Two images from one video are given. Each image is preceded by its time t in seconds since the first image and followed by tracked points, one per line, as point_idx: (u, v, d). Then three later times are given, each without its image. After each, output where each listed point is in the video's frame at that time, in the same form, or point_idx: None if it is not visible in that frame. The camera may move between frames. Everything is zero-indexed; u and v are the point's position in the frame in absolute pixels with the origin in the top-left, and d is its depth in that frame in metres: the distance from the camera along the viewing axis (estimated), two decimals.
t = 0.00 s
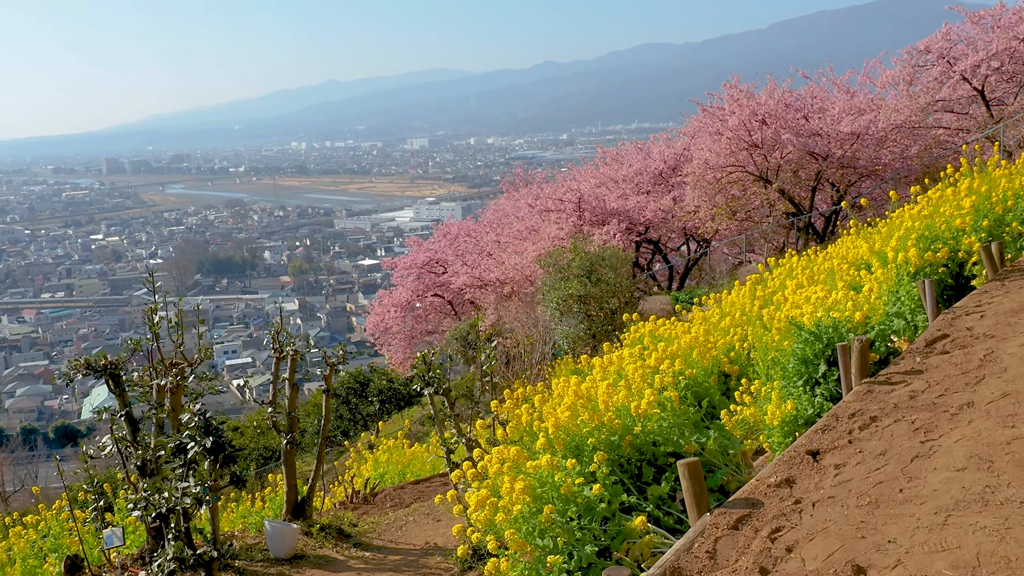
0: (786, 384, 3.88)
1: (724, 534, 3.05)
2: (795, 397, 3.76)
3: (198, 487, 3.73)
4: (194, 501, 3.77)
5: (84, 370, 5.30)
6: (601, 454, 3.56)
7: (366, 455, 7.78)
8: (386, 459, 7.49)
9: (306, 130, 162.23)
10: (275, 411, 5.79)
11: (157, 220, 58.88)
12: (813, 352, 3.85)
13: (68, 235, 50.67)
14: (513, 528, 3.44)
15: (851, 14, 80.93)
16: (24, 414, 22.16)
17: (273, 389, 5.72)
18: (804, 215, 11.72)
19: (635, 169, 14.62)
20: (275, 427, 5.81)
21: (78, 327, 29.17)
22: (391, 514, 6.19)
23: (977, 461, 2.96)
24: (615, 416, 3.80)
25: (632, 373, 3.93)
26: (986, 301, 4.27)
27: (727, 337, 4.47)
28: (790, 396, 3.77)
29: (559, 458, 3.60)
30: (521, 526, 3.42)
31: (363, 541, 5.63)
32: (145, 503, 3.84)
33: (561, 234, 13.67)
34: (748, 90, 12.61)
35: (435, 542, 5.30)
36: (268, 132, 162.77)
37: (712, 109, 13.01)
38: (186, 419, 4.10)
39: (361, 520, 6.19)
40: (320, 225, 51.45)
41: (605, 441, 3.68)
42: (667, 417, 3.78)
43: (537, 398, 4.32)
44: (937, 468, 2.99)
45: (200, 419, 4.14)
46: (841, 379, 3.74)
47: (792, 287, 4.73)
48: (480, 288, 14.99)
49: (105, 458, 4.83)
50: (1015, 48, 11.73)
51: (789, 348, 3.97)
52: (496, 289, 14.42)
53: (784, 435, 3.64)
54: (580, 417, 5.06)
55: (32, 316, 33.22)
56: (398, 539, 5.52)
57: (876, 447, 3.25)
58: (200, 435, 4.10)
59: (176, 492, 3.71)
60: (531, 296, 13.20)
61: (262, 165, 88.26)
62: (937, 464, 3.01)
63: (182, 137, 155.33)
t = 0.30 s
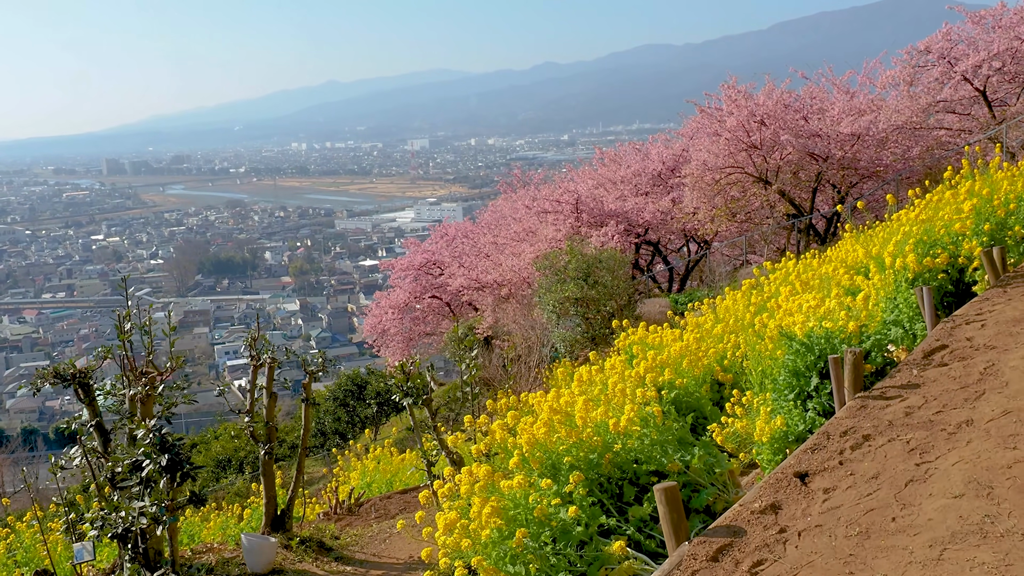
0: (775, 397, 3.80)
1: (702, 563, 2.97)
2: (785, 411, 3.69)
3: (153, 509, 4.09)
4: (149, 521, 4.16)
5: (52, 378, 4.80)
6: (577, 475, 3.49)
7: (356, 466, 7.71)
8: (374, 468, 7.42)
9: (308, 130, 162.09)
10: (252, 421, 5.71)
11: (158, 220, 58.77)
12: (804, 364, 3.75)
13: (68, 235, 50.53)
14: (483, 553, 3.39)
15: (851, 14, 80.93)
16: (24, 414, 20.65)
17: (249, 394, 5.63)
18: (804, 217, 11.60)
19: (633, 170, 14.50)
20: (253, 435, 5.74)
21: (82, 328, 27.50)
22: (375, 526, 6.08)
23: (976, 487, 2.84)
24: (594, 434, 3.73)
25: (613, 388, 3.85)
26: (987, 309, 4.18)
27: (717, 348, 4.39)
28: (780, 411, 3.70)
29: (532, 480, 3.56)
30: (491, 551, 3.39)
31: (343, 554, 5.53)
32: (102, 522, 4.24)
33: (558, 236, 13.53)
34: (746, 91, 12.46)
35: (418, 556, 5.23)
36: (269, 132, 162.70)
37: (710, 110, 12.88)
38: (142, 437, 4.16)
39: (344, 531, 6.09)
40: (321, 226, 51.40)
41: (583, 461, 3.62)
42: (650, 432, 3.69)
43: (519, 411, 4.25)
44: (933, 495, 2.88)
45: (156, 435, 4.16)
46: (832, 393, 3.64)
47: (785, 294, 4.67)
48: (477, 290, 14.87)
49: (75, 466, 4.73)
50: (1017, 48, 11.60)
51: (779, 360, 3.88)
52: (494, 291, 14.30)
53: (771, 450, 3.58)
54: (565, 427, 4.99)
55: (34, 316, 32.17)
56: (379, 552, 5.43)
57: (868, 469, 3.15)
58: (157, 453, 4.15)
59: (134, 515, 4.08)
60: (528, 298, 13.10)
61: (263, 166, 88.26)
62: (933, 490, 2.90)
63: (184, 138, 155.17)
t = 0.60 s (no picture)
0: (769, 412, 3.69)
1: None
2: (780, 428, 3.59)
3: (111, 529, 4.27)
4: (107, 542, 4.33)
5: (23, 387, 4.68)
6: (557, 496, 3.38)
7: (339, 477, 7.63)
8: (360, 479, 7.33)
9: (310, 130, 162.02)
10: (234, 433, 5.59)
11: (159, 220, 58.69)
12: (799, 377, 3.66)
13: (70, 235, 50.43)
14: None
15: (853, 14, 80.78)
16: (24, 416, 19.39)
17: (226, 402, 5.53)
18: (805, 219, 11.50)
19: (633, 171, 14.39)
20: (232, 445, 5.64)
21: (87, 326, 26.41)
22: (360, 538, 5.97)
23: (981, 516, 2.73)
24: (579, 452, 3.61)
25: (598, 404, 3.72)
26: (992, 318, 4.11)
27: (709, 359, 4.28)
28: (773, 428, 3.59)
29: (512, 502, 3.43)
30: None
31: (325, 569, 5.42)
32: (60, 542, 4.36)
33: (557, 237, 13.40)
34: (746, 92, 12.32)
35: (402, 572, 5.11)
36: (272, 132, 162.66)
37: (710, 110, 12.75)
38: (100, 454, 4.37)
39: (328, 543, 5.97)
40: (322, 226, 51.25)
41: (566, 480, 3.50)
42: (636, 449, 3.58)
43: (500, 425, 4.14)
44: (936, 525, 2.76)
45: (114, 453, 4.37)
46: (830, 408, 3.54)
47: (781, 302, 4.57)
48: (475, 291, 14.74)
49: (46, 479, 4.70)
50: (1020, 48, 11.48)
51: (774, 373, 3.77)
52: (492, 292, 14.17)
53: (765, 469, 3.46)
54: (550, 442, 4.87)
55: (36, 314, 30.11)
56: (363, 567, 5.32)
57: (865, 494, 3.03)
58: (116, 472, 4.35)
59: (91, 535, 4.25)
60: (526, 300, 12.98)
61: (264, 166, 88.06)
62: (935, 519, 2.78)
63: (187, 138, 155.14)
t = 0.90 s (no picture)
0: (765, 428, 3.58)
1: None
2: (777, 445, 3.46)
3: (70, 554, 4.17)
4: (66, 566, 4.21)
5: None
6: (538, 521, 3.24)
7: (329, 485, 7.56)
8: (351, 487, 7.25)
9: (314, 129, 161.95)
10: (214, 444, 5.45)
11: (162, 219, 58.61)
12: (798, 391, 3.53)
13: (73, 233, 50.38)
14: None
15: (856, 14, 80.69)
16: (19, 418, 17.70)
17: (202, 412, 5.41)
18: (807, 220, 11.38)
19: (634, 171, 14.26)
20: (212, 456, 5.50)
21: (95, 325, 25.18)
22: (346, 549, 5.84)
23: (993, 550, 2.57)
24: (564, 472, 3.47)
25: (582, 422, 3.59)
26: (999, 328, 4.03)
27: (703, 372, 4.16)
28: (769, 446, 3.47)
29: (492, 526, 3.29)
30: None
31: None
32: (19, 565, 4.26)
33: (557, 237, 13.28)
34: (749, 91, 12.20)
35: None
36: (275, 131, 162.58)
37: (712, 110, 12.62)
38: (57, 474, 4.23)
39: (312, 556, 5.83)
40: (325, 226, 51.18)
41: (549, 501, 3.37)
42: (625, 468, 3.45)
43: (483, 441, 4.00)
44: (942, 559, 2.60)
45: (72, 472, 4.24)
46: (829, 424, 3.43)
47: (780, 310, 4.47)
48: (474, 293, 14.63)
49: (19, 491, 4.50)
50: None
51: (771, 387, 3.66)
52: (491, 293, 14.06)
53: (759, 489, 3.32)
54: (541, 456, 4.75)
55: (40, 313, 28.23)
56: None
57: (867, 523, 2.89)
58: (74, 492, 4.23)
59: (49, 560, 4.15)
60: (525, 301, 12.86)
61: (268, 165, 88.01)
62: (941, 553, 2.63)
63: (192, 137, 155.08)
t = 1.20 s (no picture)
0: (764, 444, 3.47)
1: None
2: (777, 465, 3.36)
3: None
4: None
5: None
6: (520, 547, 3.11)
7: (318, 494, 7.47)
8: (341, 496, 7.12)
9: (319, 127, 161.95)
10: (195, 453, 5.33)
11: (167, 216, 58.59)
12: (799, 405, 3.43)
13: (78, 231, 50.38)
14: None
15: (861, 12, 80.50)
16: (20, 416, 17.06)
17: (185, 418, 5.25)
18: (811, 219, 11.26)
19: (636, 169, 14.13)
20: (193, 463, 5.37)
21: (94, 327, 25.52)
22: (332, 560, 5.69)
23: None
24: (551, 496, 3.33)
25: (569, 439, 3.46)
26: (1008, 338, 3.93)
27: (700, 383, 4.05)
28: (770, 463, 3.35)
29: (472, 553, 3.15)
30: None
31: None
32: None
33: (559, 236, 13.16)
34: (753, 89, 12.10)
35: None
36: (280, 129, 162.60)
37: (716, 107, 12.48)
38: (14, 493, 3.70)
39: (297, 567, 5.69)
40: (329, 224, 51.09)
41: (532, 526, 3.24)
42: (615, 487, 3.32)
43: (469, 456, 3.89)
44: None
45: (32, 493, 3.72)
46: (832, 442, 3.31)
47: (783, 316, 4.36)
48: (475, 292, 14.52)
49: None
50: None
51: (771, 400, 3.55)
52: (492, 293, 13.95)
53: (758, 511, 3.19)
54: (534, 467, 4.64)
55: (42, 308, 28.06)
56: None
57: (871, 554, 2.73)
58: (31, 514, 3.69)
59: None
60: (525, 302, 12.75)
61: (272, 163, 87.98)
62: None
63: (197, 135, 155.11)
